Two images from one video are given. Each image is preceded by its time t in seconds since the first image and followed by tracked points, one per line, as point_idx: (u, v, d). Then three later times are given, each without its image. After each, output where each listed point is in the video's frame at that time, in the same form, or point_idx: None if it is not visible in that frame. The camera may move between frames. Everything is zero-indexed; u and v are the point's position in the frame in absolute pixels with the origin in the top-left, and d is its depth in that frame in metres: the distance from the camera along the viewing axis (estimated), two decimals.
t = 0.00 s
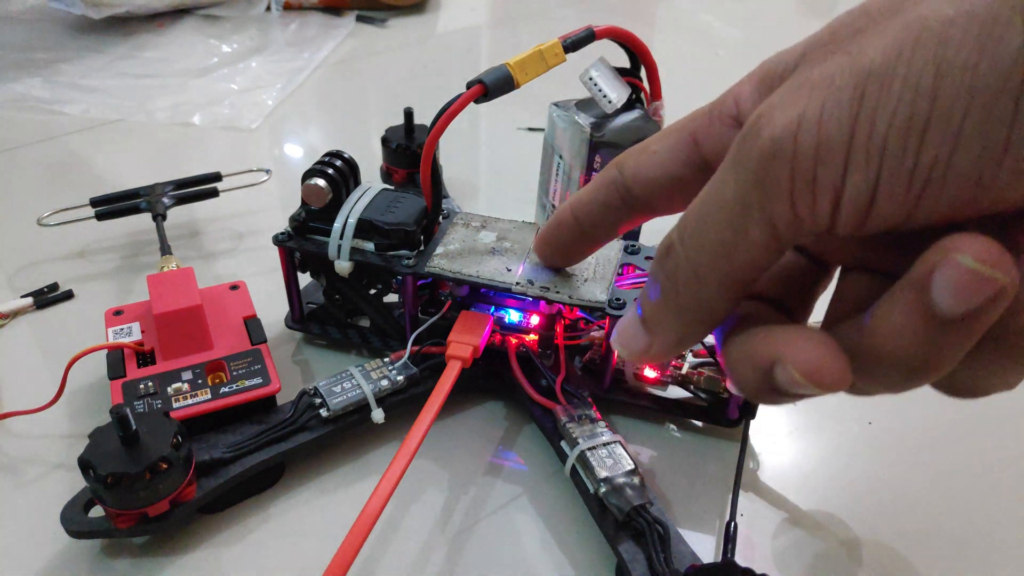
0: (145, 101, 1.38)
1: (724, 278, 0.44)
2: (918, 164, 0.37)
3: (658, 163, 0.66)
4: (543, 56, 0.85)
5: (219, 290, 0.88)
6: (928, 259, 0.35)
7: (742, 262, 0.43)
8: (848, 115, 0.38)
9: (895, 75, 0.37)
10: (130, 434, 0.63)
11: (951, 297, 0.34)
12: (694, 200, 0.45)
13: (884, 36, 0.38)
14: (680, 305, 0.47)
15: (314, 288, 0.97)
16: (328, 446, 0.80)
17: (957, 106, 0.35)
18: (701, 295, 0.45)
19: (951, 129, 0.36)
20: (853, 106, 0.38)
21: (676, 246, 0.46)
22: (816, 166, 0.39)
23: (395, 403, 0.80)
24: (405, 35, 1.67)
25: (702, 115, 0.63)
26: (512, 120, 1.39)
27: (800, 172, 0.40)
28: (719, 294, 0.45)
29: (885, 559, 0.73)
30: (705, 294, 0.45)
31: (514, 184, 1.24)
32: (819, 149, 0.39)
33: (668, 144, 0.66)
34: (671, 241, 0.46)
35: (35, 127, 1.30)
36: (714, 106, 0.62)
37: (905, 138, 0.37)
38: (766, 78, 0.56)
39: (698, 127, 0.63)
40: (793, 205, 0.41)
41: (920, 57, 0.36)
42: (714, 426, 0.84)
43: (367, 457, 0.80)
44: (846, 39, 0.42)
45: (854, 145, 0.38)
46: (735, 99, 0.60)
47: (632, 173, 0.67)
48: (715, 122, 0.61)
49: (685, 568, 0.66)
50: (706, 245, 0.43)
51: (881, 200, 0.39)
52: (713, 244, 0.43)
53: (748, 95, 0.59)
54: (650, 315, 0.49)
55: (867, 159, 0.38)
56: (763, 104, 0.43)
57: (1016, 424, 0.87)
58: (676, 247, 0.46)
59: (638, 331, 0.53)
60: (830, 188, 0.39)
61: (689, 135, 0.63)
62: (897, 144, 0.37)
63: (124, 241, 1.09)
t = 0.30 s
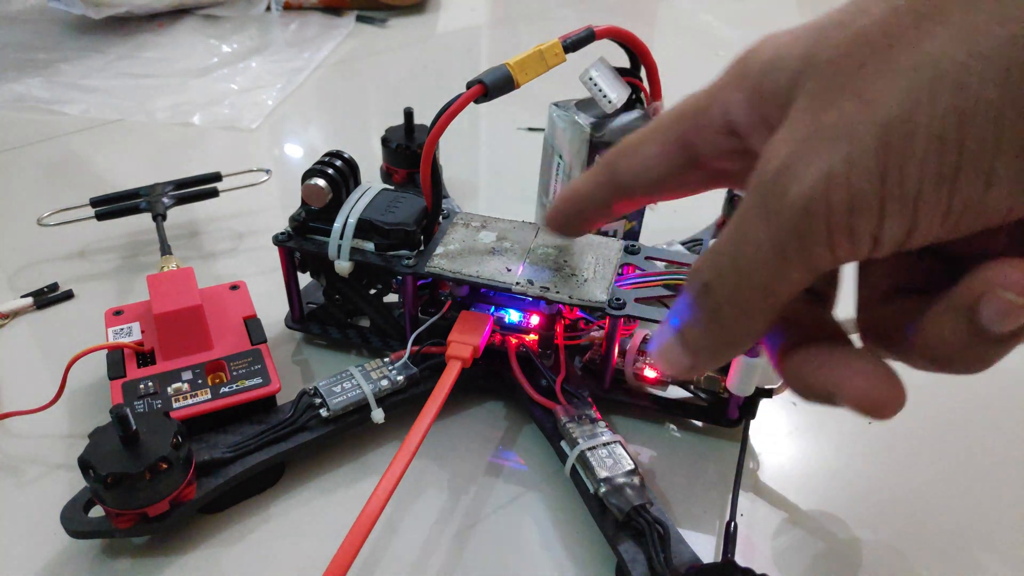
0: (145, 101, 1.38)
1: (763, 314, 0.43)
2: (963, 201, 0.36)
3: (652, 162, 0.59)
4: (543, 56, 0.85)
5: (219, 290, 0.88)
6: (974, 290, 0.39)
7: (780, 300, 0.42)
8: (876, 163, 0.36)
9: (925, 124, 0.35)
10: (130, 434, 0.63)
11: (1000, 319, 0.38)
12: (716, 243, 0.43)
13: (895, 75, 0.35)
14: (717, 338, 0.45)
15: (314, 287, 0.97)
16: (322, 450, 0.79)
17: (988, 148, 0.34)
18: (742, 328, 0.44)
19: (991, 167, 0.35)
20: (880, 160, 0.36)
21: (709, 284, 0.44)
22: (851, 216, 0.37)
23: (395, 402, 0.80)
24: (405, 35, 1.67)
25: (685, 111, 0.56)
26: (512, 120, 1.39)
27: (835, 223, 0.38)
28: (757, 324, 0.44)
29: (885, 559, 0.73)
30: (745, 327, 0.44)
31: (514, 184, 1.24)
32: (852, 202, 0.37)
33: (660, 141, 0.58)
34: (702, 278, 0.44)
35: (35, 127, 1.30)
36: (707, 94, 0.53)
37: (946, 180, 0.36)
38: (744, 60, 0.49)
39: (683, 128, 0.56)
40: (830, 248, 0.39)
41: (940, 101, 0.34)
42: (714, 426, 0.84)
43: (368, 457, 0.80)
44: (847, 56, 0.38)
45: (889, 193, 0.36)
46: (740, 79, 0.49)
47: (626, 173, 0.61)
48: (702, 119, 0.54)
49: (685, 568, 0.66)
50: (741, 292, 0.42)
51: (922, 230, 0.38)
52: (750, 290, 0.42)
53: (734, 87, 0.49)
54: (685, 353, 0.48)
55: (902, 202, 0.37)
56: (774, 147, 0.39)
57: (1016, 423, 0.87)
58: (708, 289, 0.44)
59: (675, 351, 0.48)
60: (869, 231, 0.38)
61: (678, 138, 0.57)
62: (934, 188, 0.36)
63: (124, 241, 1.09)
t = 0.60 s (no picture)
0: (145, 101, 1.38)
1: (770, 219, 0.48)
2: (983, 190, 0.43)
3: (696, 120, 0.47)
4: (543, 56, 0.84)
5: (219, 290, 0.88)
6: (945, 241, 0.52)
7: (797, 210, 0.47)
8: (944, 146, 0.40)
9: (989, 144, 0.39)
10: (130, 434, 0.63)
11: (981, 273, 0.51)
12: (738, 135, 0.45)
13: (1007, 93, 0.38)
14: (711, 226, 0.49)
15: (314, 288, 0.97)
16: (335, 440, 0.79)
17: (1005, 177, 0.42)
18: (735, 222, 0.48)
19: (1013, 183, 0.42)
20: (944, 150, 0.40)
21: (711, 194, 0.47)
22: (845, 160, 0.43)
23: (395, 402, 0.80)
24: (405, 35, 1.67)
25: None
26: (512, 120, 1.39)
27: (871, 180, 0.43)
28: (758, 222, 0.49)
29: (885, 559, 0.73)
30: (706, 217, 0.49)
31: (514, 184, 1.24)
32: (905, 169, 0.41)
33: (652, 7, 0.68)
34: (714, 186, 0.46)
35: (35, 127, 1.30)
36: None
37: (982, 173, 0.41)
38: None
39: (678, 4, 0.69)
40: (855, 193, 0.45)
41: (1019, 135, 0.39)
42: (714, 426, 0.84)
43: (368, 456, 0.80)
44: (949, 28, 0.38)
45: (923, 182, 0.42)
46: None
47: (607, 41, 0.70)
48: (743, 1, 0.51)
49: (685, 568, 0.66)
50: (766, 202, 0.46)
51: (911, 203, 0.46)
52: (738, 189, 0.46)
53: None
54: (665, 226, 0.50)
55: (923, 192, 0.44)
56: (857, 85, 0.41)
57: (1017, 424, 0.87)
58: (713, 185, 0.46)
59: (627, 202, 0.51)
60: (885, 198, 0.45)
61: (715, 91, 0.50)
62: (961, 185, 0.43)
63: (124, 241, 1.09)
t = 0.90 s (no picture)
0: (145, 101, 1.38)
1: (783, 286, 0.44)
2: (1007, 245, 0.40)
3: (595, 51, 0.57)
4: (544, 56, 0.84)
5: (219, 290, 0.88)
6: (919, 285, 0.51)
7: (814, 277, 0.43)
8: (960, 211, 0.38)
9: None
10: (130, 434, 0.63)
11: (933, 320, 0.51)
12: (729, 217, 0.42)
13: None
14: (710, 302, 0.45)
15: (314, 288, 0.97)
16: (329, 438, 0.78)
17: None
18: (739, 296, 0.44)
19: None
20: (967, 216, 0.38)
21: (709, 273, 0.43)
22: (847, 235, 0.40)
23: (395, 402, 0.80)
24: (405, 35, 1.67)
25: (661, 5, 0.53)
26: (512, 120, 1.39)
27: (892, 254, 0.40)
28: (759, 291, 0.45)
29: (885, 559, 0.73)
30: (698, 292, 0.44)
31: (515, 184, 1.24)
32: (912, 244, 0.39)
33: (606, 31, 0.55)
34: (709, 259, 0.42)
35: (35, 127, 1.30)
36: None
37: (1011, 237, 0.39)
38: None
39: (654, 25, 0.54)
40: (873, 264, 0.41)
41: None
42: (714, 426, 0.84)
43: (368, 457, 0.80)
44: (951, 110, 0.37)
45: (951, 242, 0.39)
46: None
47: (556, 70, 0.58)
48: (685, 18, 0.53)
49: (685, 568, 0.66)
50: (783, 275, 0.42)
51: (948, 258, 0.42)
52: (736, 258, 0.42)
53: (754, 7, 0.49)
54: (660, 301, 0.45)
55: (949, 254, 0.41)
56: (863, 168, 0.39)
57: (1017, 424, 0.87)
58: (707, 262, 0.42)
59: (611, 275, 0.46)
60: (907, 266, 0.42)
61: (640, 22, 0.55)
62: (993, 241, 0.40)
63: (124, 241, 1.09)
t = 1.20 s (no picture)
0: (145, 101, 1.38)
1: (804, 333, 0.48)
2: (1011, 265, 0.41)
3: (665, 138, 0.65)
4: (543, 55, 0.84)
5: (219, 290, 0.88)
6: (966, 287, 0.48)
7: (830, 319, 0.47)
8: (918, 238, 0.41)
9: (986, 214, 0.39)
10: (130, 434, 0.63)
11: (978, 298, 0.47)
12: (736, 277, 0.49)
13: (969, 160, 0.39)
14: (739, 354, 0.51)
15: (314, 288, 0.97)
16: (329, 443, 0.80)
17: None
18: (771, 349, 0.50)
19: None
20: (939, 237, 0.41)
21: (730, 324, 0.50)
22: (848, 279, 0.44)
23: (395, 402, 0.80)
24: (405, 35, 1.67)
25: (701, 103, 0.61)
26: (512, 120, 1.39)
27: (886, 286, 0.44)
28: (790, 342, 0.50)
29: (884, 559, 0.73)
30: (737, 342, 0.50)
31: (515, 184, 1.24)
32: (885, 267, 0.43)
33: (668, 122, 0.64)
34: (726, 314, 0.49)
35: (35, 127, 1.30)
36: (708, 90, 0.60)
37: (989, 246, 0.40)
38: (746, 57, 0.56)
39: (693, 114, 0.62)
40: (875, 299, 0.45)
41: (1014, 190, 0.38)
42: (715, 426, 0.84)
43: (368, 456, 0.80)
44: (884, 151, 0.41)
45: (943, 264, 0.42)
46: (733, 79, 0.57)
47: (642, 146, 0.67)
48: (711, 111, 0.60)
49: (685, 568, 0.66)
50: (796, 318, 0.47)
51: (961, 285, 0.43)
52: (752, 312, 0.48)
53: (738, 93, 0.57)
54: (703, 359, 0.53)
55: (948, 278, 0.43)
56: (819, 205, 0.44)
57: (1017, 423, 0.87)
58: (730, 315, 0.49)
59: (668, 352, 0.55)
60: (915, 296, 0.44)
61: (689, 126, 0.63)
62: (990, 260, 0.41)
63: (124, 241, 1.09)
